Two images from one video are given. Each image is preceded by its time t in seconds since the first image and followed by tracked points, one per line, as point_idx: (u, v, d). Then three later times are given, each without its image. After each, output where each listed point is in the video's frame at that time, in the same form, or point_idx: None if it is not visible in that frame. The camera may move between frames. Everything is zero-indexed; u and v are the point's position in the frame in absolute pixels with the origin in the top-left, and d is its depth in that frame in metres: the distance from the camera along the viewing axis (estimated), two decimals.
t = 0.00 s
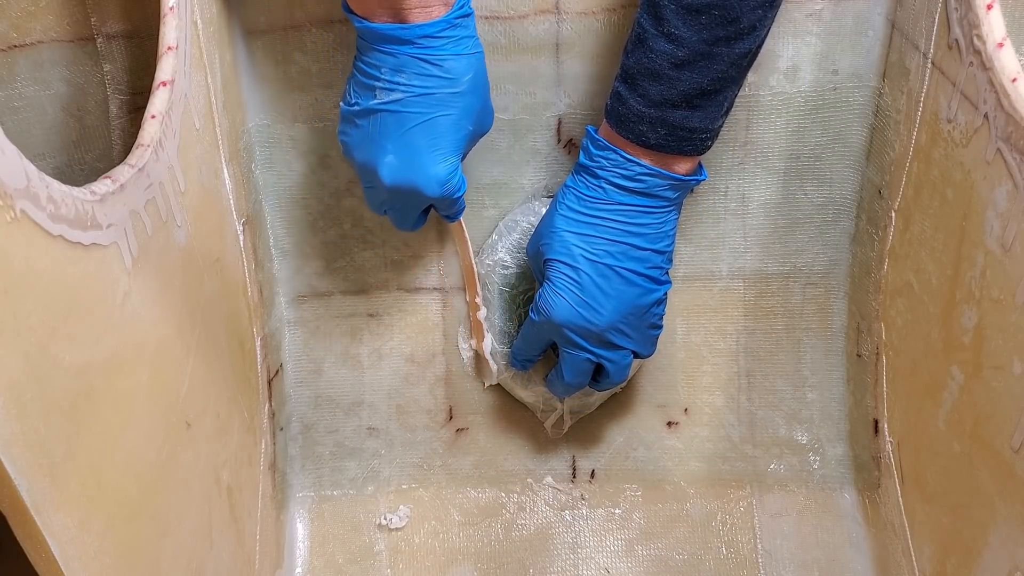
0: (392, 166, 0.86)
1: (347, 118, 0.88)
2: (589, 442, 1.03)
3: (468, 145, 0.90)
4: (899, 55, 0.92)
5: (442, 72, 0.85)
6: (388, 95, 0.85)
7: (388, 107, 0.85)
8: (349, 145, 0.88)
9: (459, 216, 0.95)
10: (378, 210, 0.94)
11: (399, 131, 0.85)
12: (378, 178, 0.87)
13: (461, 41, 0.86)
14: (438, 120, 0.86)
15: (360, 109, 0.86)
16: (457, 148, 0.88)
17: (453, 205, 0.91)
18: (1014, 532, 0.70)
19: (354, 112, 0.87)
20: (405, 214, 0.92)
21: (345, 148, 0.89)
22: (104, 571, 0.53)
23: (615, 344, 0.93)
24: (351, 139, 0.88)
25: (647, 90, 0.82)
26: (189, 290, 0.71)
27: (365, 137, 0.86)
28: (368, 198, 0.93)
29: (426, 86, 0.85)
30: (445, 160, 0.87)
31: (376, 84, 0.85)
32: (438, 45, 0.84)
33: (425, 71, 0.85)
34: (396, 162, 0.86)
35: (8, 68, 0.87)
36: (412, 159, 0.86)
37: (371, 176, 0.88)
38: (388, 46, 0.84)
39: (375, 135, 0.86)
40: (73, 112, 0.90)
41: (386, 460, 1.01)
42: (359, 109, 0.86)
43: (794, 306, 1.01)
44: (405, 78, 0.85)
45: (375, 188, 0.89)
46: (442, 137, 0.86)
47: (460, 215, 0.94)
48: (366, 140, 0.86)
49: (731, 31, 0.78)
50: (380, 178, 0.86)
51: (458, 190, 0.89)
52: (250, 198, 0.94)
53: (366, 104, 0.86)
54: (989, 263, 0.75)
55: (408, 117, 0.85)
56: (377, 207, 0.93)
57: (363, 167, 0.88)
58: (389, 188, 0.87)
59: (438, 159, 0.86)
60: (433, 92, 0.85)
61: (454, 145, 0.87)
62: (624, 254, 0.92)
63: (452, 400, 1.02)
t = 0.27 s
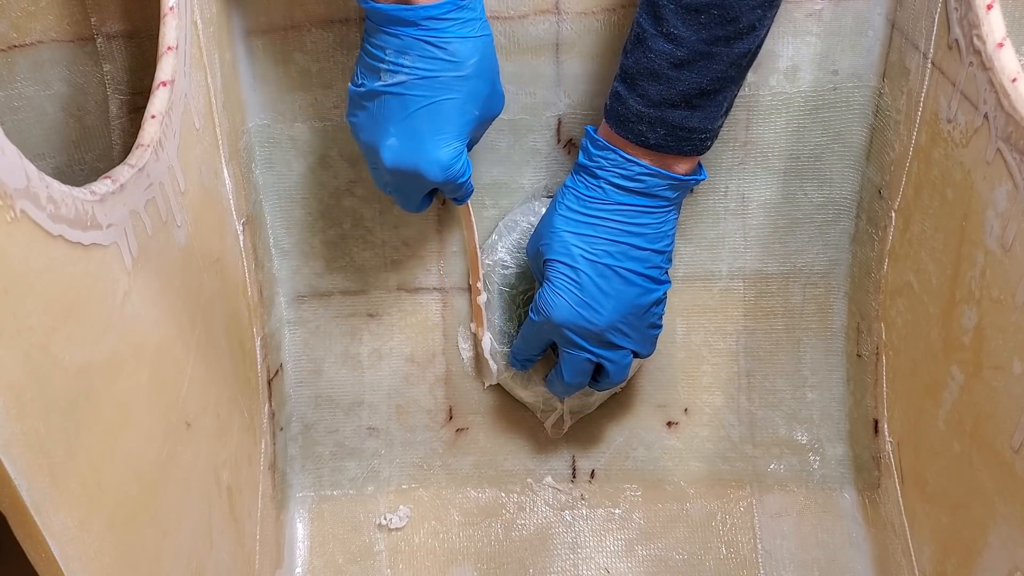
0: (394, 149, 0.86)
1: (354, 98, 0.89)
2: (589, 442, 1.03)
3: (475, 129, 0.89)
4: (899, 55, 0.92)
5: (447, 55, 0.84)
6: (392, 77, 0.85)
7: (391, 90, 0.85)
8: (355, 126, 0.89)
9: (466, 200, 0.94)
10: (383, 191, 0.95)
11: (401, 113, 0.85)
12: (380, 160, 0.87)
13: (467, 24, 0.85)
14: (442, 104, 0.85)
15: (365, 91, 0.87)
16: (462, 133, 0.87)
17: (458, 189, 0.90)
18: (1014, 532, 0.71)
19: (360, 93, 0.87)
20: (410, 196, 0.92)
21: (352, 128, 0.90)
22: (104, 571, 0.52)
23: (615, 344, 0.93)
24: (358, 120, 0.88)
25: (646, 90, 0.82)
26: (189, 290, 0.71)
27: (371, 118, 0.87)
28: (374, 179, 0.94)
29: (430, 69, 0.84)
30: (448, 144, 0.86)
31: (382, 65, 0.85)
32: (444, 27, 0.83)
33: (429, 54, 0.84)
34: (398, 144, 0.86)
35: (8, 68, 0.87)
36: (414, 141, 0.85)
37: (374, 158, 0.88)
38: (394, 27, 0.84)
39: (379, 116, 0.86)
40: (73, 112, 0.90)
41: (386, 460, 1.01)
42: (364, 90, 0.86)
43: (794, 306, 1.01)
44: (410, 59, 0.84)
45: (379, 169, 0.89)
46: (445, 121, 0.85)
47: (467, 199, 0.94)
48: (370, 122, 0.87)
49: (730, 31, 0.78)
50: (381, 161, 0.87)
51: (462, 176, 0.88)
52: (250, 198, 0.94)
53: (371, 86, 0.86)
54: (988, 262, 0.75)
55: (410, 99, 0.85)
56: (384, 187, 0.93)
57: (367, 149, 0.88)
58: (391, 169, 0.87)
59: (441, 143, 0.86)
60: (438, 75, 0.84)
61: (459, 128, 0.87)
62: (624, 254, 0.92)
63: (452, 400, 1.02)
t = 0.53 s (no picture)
0: (389, 128, 0.85)
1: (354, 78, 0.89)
2: (589, 442, 1.03)
3: (476, 114, 0.88)
4: (898, 55, 0.92)
5: (446, 36, 0.84)
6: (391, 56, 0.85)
7: (389, 68, 0.85)
8: (355, 107, 0.89)
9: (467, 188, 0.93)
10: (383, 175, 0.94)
11: (398, 92, 0.85)
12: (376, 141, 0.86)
13: (468, 7, 0.85)
14: (440, 85, 0.84)
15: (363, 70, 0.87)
16: (461, 116, 0.86)
17: (457, 174, 0.89)
18: (1014, 532, 0.70)
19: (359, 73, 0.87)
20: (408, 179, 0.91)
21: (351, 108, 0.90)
22: (104, 570, 0.53)
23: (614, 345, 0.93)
24: (357, 100, 0.88)
25: (646, 90, 0.82)
26: (189, 289, 0.71)
27: (369, 96, 0.87)
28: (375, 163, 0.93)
29: (429, 49, 0.84)
30: (445, 126, 0.85)
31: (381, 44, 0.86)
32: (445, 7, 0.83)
33: (428, 34, 0.84)
34: (394, 123, 0.85)
35: (8, 67, 0.87)
36: (411, 122, 0.85)
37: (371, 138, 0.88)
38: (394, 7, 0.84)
39: (377, 95, 0.86)
40: (73, 112, 0.90)
41: (386, 460, 1.01)
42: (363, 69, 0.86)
43: (794, 306, 1.01)
44: (409, 39, 0.84)
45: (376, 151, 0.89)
46: (443, 102, 0.85)
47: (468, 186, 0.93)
48: (369, 101, 0.87)
49: (730, 31, 0.78)
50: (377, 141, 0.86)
51: (461, 160, 0.87)
52: (250, 198, 0.94)
53: (370, 65, 0.86)
54: (989, 262, 0.75)
55: (408, 78, 0.84)
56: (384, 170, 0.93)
57: (365, 130, 0.88)
58: (386, 150, 0.86)
59: (439, 125, 0.85)
60: (436, 56, 0.84)
61: (458, 111, 0.86)
62: (624, 254, 0.92)
63: (452, 400, 1.02)
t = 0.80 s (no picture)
0: (354, 111, 0.82)
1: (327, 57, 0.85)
2: (589, 442, 1.03)
3: (447, 111, 0.86)
4: (899, 55, 0.92)
5: (427, 23, 0.81)
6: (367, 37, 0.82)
7: (364, 50, 0.82)
8: (323, 88, 0.85)
9: (430, 188, 0.90)
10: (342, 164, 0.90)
11: (370, 76, 0.82)
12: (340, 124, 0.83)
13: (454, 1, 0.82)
14: (412, 74, 0.82)
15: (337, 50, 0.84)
16: (430, 109, 0.84)
17: (420, 172, 0.86)
18: (1014, 532, 0.70)
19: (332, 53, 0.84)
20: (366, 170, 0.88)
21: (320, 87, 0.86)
22: (105, 570, 0.53)
23: (616, 345, 0.93)
24: (326, 80, 0.85)
25: (647, 90, 0.82)
26: (189, 289, 0.71)
27: (339, 78, 0.83)
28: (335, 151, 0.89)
29: (407, 35, 0.81)
30: (412, 117, 0.82)
31: (358, 23, 0.82)
32: None
33: (409, 20, 0.81)
34: (360, 107, 0.82)
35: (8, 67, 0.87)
36: (377, 108, 0.82)
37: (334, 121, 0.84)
38: None
39: (348, 76, 0.83)
40: (73, 112, 0.90)
41: (386, 460, 1.01)
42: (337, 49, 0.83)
43: (794, 306, 1.01)
44: (388, 21, 0.81)
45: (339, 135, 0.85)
46: (412, 92, 0.82)
47: (432, 185, 0.90)
48: (338, 82, 0.83)
49: (732, 31, 0.78)
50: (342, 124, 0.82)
51: (423, 156, 0.84)
52: (250, 198, 0.94)
53: (344, 45, 0.83)
54: (988, 262, 0.75)
55: (382, 63, 0.82)
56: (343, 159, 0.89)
57: (330, 111, 0.84)
58: (349, 134, 0.82)
59: (406, 116, 0.82)
60: (414, 44, 0.81)
61: (427, 101, 0.83)
62: (625, 254, 0.92)
63: (452, 400, 1.02)
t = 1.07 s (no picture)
0: (391, 181, 0.77)
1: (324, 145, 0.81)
2: (589, 442, 1.03)
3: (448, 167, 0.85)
4: (899, 55, 0.92)
5: (429, 80, 0.82)
6: (376, 107, 0.79)
7: (377, 120, 0.79)
8: (329, 173, 0.79)
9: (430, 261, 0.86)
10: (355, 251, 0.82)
11: (391, 143, 0.79)
12: (371, 195, 0.77)
13: (440, 55, 0.84)
14: (429, 131, 0.81)
15: (341, 131, 0.80)
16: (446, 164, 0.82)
17: (437, 235, 0.82)
18: (1014, 532, 0.70)
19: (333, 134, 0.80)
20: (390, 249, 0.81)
21: (320, 184, 0.80)
22: (104, 570, 0.53)
23: (615, 346, 0.93)
24: (333, 167, 0.79)
25: (646, 92, 0.82)
26: (188, 289, 0.71)
27: (352, 159, 0.79)
28: (345, 238, 0.81)
29: (416, 95, 0.81)
30: (439, 172, 0.80)
31: (359, 100, 0.80)
32: (427, 54, 0.82)
33: (413, 81, 0.81)
34: (394, 173, 0.77)
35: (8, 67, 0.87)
36: (411, 171, 0.78)
37: (360, 198, 0.78)
38: (369, 59, 0.80)
39: (363, 153, 0.78)
40: (73, 112, 0.90)
41: (386, 460, 1.01)
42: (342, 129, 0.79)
43: (794, 306, 1.01)
44: (394, 88, 0.80)
45: (363, 221, 0.79)
46: (432, 148, 0.80)
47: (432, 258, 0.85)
48: (353, 165, 0.78)
49: (729, 33, 0.78)
50: (376, 193, 0.76)
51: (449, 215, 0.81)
52: (251, 198, 0.94)
53: (350, 123, 0.80)
54: (989, 263, 0.75)
55: (400, 126, 0.79)
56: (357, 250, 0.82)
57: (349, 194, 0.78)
58: (386, 207, 0.77)
59: (436, 174, 0.80)
60: (421, 101, 0.81)
61: (442, 163, 0.81)
62: (624, 256, 0.92)
63: (452, 400, 1.02)
